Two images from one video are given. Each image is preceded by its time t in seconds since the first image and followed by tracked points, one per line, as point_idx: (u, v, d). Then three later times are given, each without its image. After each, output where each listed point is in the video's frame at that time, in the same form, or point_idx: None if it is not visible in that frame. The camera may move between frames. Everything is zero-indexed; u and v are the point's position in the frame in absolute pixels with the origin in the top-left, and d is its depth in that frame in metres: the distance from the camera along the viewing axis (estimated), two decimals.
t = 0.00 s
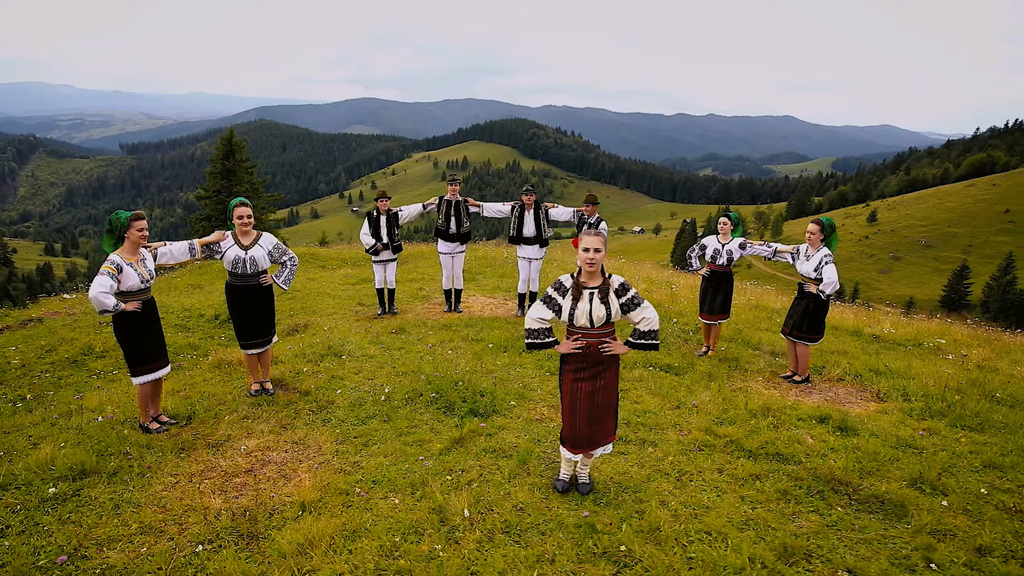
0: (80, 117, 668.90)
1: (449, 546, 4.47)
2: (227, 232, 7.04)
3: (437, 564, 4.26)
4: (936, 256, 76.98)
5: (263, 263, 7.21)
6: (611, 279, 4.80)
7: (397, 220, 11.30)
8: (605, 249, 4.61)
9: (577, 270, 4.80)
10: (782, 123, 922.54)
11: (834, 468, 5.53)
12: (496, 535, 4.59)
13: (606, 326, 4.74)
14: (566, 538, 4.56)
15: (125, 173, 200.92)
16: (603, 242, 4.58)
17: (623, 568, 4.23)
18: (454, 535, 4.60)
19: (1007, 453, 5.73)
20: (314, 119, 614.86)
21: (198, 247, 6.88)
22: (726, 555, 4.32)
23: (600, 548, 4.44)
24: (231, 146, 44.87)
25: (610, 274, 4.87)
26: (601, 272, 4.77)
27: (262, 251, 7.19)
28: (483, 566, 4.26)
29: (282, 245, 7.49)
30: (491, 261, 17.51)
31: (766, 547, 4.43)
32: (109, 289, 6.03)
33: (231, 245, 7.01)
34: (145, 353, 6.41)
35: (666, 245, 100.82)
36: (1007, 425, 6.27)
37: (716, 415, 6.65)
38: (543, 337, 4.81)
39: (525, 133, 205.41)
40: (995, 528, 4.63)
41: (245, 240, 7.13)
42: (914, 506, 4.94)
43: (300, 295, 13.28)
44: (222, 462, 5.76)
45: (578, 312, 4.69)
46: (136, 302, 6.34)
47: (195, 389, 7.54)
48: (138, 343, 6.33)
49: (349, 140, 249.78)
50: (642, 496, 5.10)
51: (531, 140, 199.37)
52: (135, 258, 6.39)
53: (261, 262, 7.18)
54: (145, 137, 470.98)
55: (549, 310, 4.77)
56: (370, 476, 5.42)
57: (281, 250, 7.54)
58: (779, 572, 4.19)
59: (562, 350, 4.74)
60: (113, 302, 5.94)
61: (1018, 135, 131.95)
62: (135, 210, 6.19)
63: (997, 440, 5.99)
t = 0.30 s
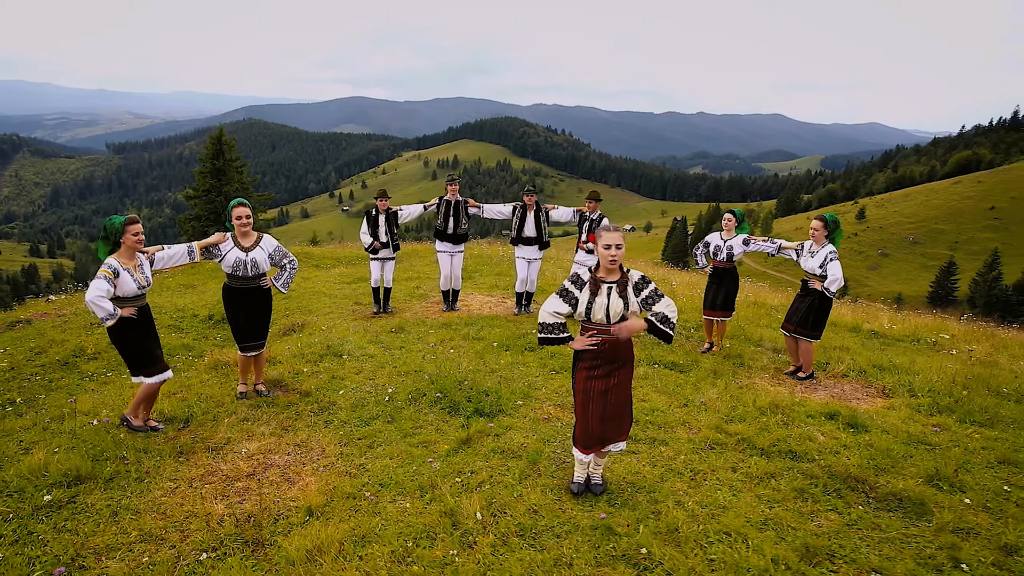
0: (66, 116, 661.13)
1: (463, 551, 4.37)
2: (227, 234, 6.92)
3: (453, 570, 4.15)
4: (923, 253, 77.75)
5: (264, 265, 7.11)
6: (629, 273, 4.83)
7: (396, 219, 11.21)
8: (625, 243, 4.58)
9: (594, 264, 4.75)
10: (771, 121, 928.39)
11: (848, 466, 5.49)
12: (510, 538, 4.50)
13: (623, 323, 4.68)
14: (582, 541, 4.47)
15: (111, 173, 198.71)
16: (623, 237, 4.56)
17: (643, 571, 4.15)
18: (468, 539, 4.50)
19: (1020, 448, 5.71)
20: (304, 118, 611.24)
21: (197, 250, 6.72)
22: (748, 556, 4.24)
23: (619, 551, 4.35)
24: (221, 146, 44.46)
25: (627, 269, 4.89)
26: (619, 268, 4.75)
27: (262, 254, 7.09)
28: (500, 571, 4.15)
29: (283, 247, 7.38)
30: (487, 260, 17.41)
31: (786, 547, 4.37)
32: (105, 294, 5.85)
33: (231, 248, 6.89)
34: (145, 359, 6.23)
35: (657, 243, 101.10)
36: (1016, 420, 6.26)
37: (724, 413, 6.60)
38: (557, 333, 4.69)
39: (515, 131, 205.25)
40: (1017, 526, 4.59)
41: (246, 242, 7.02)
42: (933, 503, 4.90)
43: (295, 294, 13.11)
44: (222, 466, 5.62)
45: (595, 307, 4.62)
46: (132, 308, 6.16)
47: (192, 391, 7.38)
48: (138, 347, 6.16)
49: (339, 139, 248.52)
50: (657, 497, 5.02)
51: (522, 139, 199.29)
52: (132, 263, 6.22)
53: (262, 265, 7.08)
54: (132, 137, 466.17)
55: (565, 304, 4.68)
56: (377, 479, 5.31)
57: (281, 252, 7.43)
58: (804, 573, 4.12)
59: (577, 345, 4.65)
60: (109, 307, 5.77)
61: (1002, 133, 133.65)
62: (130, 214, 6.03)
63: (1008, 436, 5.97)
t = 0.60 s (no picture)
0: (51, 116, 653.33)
1: (480, 557, 4.26)
2: (223, 227, 6.86)
3: None
4: (911, 252, 78.53)
5: (263, 257, 7.07)
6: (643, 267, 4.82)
7: (393, 215, 11.12)
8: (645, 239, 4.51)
9: (607, 259, 4.68)
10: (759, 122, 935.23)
11: (863, 464, 5.43)
12: (526, 543, 4.39)
13: (635, 318, 4.72)
14: (600, 544, 4.38)
15: (97, 173, 196.47)
16: (642, 233, 4.48)
17: None
18: (483, 544, 4.39)
19: None
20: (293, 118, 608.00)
21: (192, 243, 6.61)
22: (772, 559, 4.18)
23: (639, 555, 4.26)
24: (210, 145, 44.07)
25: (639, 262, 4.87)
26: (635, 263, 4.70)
27: (261, 245, 7.06)
28: None
29: (282, 238, 7.35)
30: (483, 259, 17.32)
31: (808, 549, 4.30)
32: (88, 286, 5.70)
33: (229, 240, 6.84)
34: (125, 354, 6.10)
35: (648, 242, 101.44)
36: None
37: (734, 412, 6.52)
38: (570, 329, 4.56)
39: (506, 131, 205.24)
40: None
41: (244, 234, 6.99)
42: (954, 503, 4.85)
43: (290, 294, 12.93)
44: (223, 470, 5.47)
45: (613, 304, 4.62)
46: (118, 302, 6.01)
47: (187, 393, 7.20)
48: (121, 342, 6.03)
49: (329, 140, 247.41)
50: (672, 498, 4.95)
51: (513, 139, 199.16)
52: (120, 255, 6.07)
53: (262, 256, 7.04)
54: (118, 137, 461.59)
55: (581, 299, 4.55)
56: (384, 482, 5.18)
57: (280, 243, 7.39)
58: None
59: (590, 342, 4.62)
60: (90, 300, 5.62)
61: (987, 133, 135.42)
62: (118, 206, 5.85)
63: (1020, 433, 5.94)
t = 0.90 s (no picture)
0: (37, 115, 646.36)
1: (500, 564, 4.18)
2: (219, 231, 6.72)
3: None
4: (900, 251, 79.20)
5: (259, 261, 6.98)
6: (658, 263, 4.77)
7: (391, 217, 11.00)
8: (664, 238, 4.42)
9: (624, 256, 4.59)
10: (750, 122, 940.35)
11: (881, 464, 5.40)
12: (545, 548, 4.32)
13: (652, 317, 4.69)
14: (622, 549, 4.32)
15: (85, 173, 194.37)
16: (662, 232, 4.40)
17: None
18: (502, 551, 4.32)
19: None
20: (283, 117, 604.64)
21: (187, 248, 6.43)
22: (798, 563, 4.13)
23: (662, 559, 4.20)
24: (201, 145, 43.69)
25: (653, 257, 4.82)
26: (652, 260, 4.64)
27: (258, 249, 6.98)
28: None
29: (277, 241, 7.27)
30: (480, 258, 17.23)
31: (834, 552, 4.26)
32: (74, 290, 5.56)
33: (225, 244, 6.73)
34: (117, 358, 5.95)
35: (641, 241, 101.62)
36: None
37: (745, 412, 6.48)
38: (587, 329, 4.53)
39: (498, 131, 205.00)
40: None
41: (240, 238, 6.87)
42: (975, 504, 4.82)
43: (287, 295, 12.79)
44: (228, 476, 5.35)
45: (631, 304, 4.55)
46: (108, 305, 5.84)
47: (187, 395, 7.08)
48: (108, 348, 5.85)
49: (320, 139, 246.32)
50: (692, 500, 4.91)
51: (504, 138, 199.09)
52: (112, 257, 5.89)
53: (258, 261, 6.95)
54: (106, 137, 457.26)
55: (599, 300, 4.48)
56: (396, 486, 5.08)
57: (275, 246, 7.30)
58: None
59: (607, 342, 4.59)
60: (75, 305, 5.51)
61: (973, 133, 136.79)
62: (111, 207, 5.69)
63: None
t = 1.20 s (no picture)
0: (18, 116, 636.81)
1: (523, 569, 4.12)
2: (219, 230, 6.60)
3: None
4: (885, 250, 80.17)
5: (261, 260, 6.85)
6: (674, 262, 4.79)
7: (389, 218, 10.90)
8: (679, 236, 4.44)
9: (641, 257, 4.63)
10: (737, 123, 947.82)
11: (895, 463, 5.41)
12: (566, 552, 4.27)
13: (671, 317, 4.67)
14: (645, 552, 4.28)
15: (68, 175, 191.53)
16: (677, 230, 4.42)
17: None
18: (522, 555, 4.25)
19: None
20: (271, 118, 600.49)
21: (186, 248, 6.33)
22: (823, 564, 4.12)
23: (687, 561, 4.17)
24: (188, 146, 43.28)
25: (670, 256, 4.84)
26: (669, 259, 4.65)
27: (258, 248, 6.84)
28: None
29: (279, 240, 7.17)
30: (475, 259, 17.17)
31: (858, 552, 4.25)
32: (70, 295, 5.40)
33: (225, 244, 6.60)
34: (116, 362, 5.81)
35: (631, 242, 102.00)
36: None
37: (755, 411, 6.46)
38: (606, 332, 4.59)
39: (487, 132, 205.01)
40: None
41: (240, 238, 6.73)
42: (994, 502, 4.82)
43: (282, 297, 12.65)
44: (235, 482, 5.24)
45: (650, 304, 4.55)
46: (105, 310, 5.69)
47: (187, 400, 6.93)
48: (106, 356, 5.71)
49: (308, 141, 244.99)
50: (710, 502, 4.88)
51: (493, 139, 199.19)
52: (109, 261, 5.76)
53: (259, 260, 6.83)
54: (90, 138, 451.53)
55: (616, 302, 4.51)
56: (408, 491, 5.00)
57: (277, 245, 7.21)
58: None
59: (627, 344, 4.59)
60: (71, 312, 5.36)
61: (956, 133, 138.86)
62: (108, 208, 5.55)
63: None
